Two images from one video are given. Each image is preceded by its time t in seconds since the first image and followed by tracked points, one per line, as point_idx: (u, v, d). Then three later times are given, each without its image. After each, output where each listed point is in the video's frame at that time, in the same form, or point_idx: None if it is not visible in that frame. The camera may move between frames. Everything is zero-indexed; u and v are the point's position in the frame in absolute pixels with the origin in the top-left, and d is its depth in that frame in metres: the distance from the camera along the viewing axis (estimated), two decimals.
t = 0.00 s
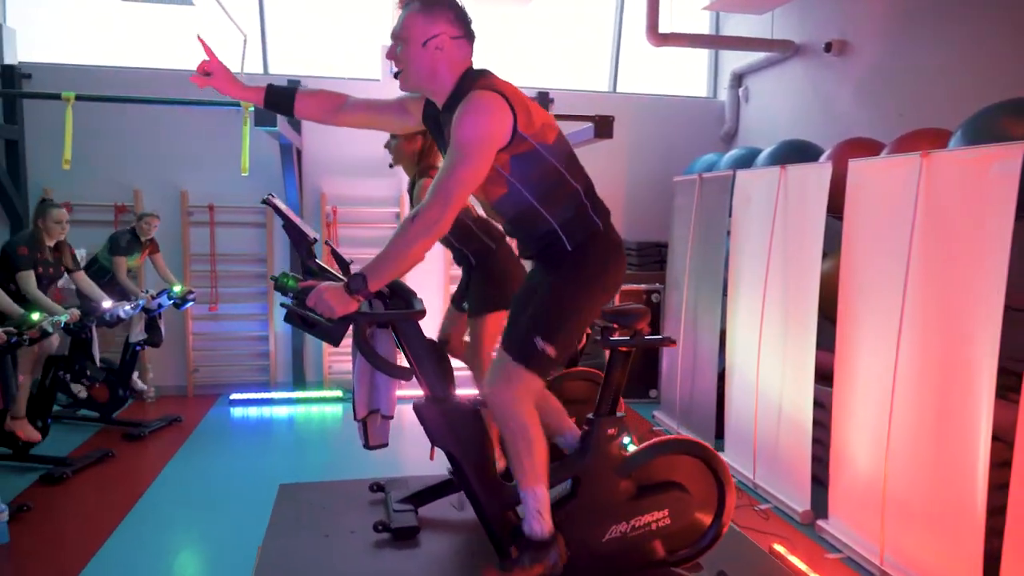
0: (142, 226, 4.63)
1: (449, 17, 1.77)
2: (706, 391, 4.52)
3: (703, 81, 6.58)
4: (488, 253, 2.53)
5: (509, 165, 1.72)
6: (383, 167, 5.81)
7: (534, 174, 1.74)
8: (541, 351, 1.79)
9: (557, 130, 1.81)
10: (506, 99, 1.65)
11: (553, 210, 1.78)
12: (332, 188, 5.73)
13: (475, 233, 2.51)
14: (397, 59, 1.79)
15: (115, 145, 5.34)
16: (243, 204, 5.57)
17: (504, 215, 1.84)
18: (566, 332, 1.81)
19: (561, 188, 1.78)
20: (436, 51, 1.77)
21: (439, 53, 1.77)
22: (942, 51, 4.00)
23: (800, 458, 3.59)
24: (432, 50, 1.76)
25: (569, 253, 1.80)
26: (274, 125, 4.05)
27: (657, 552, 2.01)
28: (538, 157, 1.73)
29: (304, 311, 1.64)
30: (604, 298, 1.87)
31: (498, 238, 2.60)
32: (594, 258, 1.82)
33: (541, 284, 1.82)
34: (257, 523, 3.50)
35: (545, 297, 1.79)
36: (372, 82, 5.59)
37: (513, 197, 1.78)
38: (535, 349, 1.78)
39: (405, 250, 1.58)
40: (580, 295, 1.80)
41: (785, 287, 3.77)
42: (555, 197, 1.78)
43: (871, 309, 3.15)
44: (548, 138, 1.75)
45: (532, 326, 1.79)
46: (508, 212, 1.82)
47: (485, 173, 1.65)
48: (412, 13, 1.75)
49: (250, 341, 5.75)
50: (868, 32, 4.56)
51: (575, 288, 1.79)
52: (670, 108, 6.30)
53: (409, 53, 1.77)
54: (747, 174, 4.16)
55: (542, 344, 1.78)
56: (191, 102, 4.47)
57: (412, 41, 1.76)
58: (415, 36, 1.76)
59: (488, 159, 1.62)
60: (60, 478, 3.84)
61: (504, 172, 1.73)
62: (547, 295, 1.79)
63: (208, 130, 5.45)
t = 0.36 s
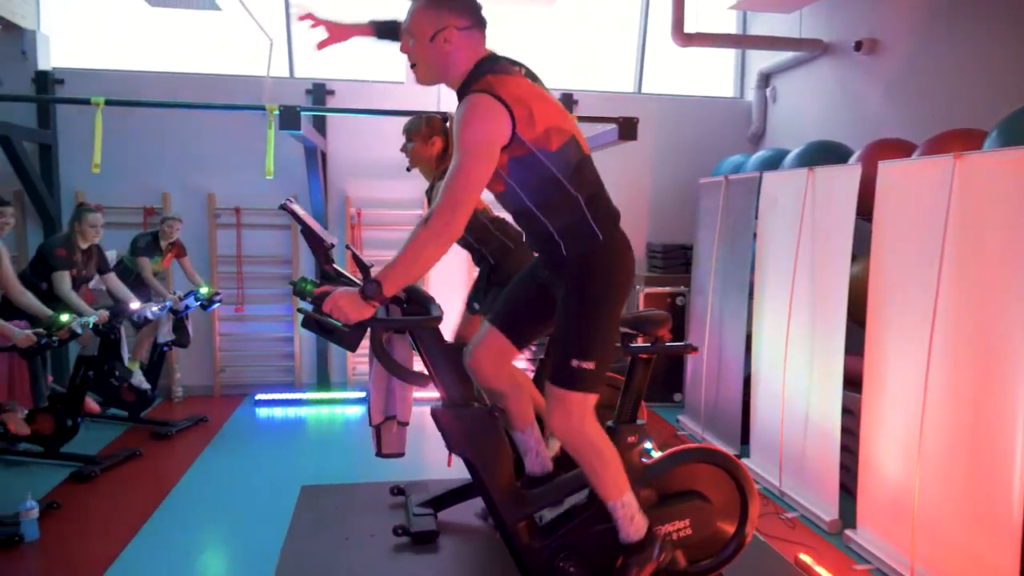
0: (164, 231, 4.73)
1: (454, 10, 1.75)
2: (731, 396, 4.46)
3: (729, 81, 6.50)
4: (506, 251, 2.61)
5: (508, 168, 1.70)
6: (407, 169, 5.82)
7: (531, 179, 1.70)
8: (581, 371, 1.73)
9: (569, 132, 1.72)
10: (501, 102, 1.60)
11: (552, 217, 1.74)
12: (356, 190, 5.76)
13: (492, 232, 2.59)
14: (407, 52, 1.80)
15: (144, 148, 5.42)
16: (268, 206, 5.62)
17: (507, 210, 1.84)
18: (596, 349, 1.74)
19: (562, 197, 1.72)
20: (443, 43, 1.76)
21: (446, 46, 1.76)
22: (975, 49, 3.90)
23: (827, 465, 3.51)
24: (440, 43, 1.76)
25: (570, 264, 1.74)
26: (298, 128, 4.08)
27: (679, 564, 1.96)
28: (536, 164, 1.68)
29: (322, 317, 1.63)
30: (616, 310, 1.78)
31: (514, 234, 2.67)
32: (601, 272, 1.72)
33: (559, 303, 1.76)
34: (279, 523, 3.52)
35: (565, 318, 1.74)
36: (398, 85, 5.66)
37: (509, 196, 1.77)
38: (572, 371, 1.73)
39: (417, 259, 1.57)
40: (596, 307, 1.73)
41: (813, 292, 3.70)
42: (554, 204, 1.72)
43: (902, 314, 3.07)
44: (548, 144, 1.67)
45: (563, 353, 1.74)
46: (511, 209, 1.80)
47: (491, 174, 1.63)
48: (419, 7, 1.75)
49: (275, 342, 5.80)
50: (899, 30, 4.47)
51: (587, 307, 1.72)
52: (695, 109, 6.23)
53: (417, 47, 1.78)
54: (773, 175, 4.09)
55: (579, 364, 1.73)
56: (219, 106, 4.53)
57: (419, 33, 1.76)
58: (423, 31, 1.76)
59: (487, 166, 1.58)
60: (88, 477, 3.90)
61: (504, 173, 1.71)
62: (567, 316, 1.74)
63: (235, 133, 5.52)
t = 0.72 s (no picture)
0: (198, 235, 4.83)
1: (490, 30, 1.75)
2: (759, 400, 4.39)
3: (761, 80, 6.41)
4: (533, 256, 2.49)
5: (545, 190, 1.70)
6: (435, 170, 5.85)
7: (563, 203, 1.72)
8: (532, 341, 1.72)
9: (599, 157, 1.79)
10: (553, 127, 1.63)
11: (577, 236, 1.75)
12: (385, 190, 5.81)
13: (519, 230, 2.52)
14: (442, 72, 1.80)
15: (179, 149, 5.54)
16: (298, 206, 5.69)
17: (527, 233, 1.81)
18: (559, 334, 1.73)
19: (591, 218, 1.75)
20: (478, 66, 1.77)
21: (479, 68, 1.77)
22: (1014, 44, 3.79)
23: (857, 470, 3.45)
24: (473, 66, 1.77)
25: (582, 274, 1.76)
26: (326, 129, 4.13)
27: (699, 564, 1.99)
28: (571, 185, 1.71)
29: (341, 316, 1.65)
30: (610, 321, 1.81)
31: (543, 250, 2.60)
32: (605, 282, 1.76)
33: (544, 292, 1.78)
34: (305, 518, 3.57)
35: (547, 304, 1.74)
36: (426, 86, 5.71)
37: (539, 218, 1.75)
38: (524, 334, 1.71)
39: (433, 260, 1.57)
40: (590, 319, 1.76)
41: (843, 293, 3.63)
42: (579, 222, 1.74)
43: (934, 316, 3.00)
44: (586, 167, 1.73)
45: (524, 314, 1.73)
46: (534, 231, 1.78)
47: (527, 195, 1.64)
48: (452, 26, 1.74)
49: (304, 341, 5.87)
50: (935, 26, 4.37)
51: (582, 309, 1.74)
52: (726, 107, 6.16)
53: (450, 69, 1.78)
54: (804, 175, 4.03)
55: (534, 334, 1.71)
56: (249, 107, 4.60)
57: (451, 55, 1.77)
58: (456, 52, 1.76)
59: (523, 186, 1.59)
60: (120, 470, 3.98)
61: (538, 195, 1.71)
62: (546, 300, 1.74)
63: (267, 135, 5.61)
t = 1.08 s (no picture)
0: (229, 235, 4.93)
1: (506, 51, 1.80)
2: (782, 398, 4.38)
3: (787, 78, 6.37)
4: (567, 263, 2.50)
5: (573, 197, 1.72)
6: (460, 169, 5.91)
7: (596, 206, 1.74)
8: (633, 387, 1.78)
9: (623, 154, 1.80)
10: (570, 132, 1.66)
11: (615, 234, 1.78)
12: (410, 189, 5.88)
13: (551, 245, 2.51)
14: (464, 98, 1.84)
15: (210, 149, 5.67)
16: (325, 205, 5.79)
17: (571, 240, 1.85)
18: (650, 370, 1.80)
19: (626, 215, 1.77)
20: (499, 86, 1.80)
21: (501, 89, 1.81)
22: None
23: (879, 469, 3.43)
24: (496, 86, 1.80)
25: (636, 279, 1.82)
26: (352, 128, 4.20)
27: (716, 555, 2.01)
28: (601, 187, 1.73)
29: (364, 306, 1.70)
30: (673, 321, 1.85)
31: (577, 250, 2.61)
32: (662, 292, 1.80)
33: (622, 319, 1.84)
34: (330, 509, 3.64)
35: (623, 333, 1.80)
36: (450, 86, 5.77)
37: (576, 226, 1.78)
38: (625, 385, 1.78)
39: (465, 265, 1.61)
40: (657, 329, 1.80)
41: (866, 292, 3.61)
42: (621, 226, 1.77)
43: (959, 313, 2.97)
44: (611, 166, 1.74)
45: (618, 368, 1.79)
46: (574, 237, 1.82)
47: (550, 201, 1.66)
48: (473, 49, 1.80)
49: (330, 337, 5.96)
50: (963, 22, 4.32)
51: (644, 319, 1.79)
52: (752, 106, 6.14)
53: (473, 92, 1.82)
54: (826, 172, 4.01)
55: (639, 381, 1.78)
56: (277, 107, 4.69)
57: (473, 75, 1.80)
58: (477, 75, 1.80)
59: (546, 192, 1.62)
60: (151, 461, 4.09)
61: (568, 201, 1.73)
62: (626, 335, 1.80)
63: (295, 134, 5.72)
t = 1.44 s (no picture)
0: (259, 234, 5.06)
1: (524, 50, 1.88)
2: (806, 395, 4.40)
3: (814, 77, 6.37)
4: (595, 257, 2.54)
5: (598, 176, 1.84)
6: (486, 168, 6.01)
7: (621, 184, 1.86)
8: (623, 329, 1.86)
9: (636, 137, 1.93)
10: (587, 117, 1.79)
11: (642, 208, 1.89)
12: (438, 188, 5.99)
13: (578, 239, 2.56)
14: (483, 95, 1.93)
15: (244, 150, 5.84)
16: (355, 204, 5.92)
17: (595, 222, 1.95)
18: (648, 316, 1.88)
19: (648, 187, 1.89)
20: (516, 84, 1.89)
21: (518, 87, 1.89)
22: None
23: (902, 465, 3.45)
24: (513, 83, 1.89)
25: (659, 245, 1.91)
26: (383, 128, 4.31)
27: (732, 539, 2.07)
28: (622, 166, 1.85)
29: (395, 292, 1.80)
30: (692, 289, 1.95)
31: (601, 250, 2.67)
32: (680, 248, 1.90)
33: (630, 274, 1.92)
34: (360, 496, 3.76)
35: (630, 286, 1.89)
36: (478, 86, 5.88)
37: (604, 204, 1.89)
38: (615, 326, 1.86)
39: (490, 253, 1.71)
40: (667, 288, 1.89)
41: (889, 288, 3.63)
42: (644, 199, 1.89)
43: (981, 308, 2.98)
44: (629, 147, 1.87)
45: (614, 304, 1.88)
46: (601, 217, 1.93)
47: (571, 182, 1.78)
48: (492, 51, 1.89)
49: (359, 333, 6.09)
50: (991, 19, 4.31)
51: (656, 272, 1.88)
52: (777, 104, 6.15)
53: (491, 90, 1.91)
54: (850, 170, 4.04)
55: (628, 324, 1.86)
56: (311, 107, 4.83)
57: (491, 76, 1.89)
58: (495, 74, 1.89)
59: (569, 174, 1.73)
60: (189, 449, 4.24)
61: (593, 181, 1.85)
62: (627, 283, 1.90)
63: (326, 135, 5.86)
